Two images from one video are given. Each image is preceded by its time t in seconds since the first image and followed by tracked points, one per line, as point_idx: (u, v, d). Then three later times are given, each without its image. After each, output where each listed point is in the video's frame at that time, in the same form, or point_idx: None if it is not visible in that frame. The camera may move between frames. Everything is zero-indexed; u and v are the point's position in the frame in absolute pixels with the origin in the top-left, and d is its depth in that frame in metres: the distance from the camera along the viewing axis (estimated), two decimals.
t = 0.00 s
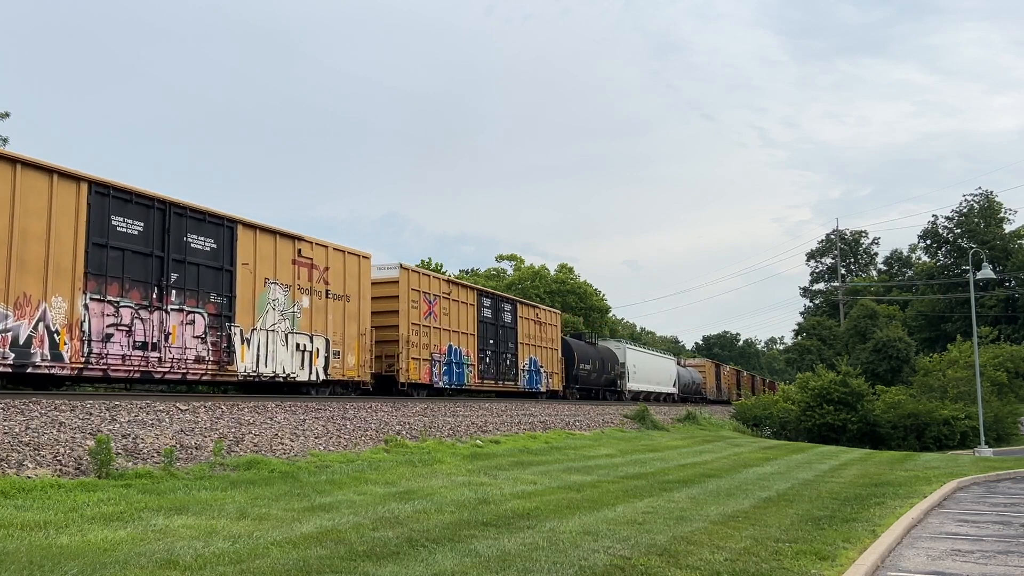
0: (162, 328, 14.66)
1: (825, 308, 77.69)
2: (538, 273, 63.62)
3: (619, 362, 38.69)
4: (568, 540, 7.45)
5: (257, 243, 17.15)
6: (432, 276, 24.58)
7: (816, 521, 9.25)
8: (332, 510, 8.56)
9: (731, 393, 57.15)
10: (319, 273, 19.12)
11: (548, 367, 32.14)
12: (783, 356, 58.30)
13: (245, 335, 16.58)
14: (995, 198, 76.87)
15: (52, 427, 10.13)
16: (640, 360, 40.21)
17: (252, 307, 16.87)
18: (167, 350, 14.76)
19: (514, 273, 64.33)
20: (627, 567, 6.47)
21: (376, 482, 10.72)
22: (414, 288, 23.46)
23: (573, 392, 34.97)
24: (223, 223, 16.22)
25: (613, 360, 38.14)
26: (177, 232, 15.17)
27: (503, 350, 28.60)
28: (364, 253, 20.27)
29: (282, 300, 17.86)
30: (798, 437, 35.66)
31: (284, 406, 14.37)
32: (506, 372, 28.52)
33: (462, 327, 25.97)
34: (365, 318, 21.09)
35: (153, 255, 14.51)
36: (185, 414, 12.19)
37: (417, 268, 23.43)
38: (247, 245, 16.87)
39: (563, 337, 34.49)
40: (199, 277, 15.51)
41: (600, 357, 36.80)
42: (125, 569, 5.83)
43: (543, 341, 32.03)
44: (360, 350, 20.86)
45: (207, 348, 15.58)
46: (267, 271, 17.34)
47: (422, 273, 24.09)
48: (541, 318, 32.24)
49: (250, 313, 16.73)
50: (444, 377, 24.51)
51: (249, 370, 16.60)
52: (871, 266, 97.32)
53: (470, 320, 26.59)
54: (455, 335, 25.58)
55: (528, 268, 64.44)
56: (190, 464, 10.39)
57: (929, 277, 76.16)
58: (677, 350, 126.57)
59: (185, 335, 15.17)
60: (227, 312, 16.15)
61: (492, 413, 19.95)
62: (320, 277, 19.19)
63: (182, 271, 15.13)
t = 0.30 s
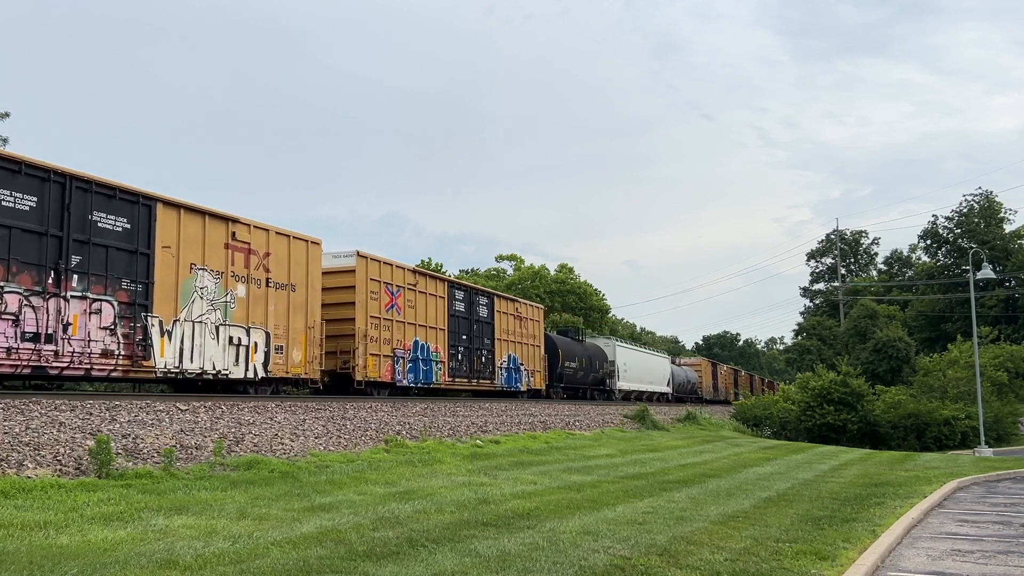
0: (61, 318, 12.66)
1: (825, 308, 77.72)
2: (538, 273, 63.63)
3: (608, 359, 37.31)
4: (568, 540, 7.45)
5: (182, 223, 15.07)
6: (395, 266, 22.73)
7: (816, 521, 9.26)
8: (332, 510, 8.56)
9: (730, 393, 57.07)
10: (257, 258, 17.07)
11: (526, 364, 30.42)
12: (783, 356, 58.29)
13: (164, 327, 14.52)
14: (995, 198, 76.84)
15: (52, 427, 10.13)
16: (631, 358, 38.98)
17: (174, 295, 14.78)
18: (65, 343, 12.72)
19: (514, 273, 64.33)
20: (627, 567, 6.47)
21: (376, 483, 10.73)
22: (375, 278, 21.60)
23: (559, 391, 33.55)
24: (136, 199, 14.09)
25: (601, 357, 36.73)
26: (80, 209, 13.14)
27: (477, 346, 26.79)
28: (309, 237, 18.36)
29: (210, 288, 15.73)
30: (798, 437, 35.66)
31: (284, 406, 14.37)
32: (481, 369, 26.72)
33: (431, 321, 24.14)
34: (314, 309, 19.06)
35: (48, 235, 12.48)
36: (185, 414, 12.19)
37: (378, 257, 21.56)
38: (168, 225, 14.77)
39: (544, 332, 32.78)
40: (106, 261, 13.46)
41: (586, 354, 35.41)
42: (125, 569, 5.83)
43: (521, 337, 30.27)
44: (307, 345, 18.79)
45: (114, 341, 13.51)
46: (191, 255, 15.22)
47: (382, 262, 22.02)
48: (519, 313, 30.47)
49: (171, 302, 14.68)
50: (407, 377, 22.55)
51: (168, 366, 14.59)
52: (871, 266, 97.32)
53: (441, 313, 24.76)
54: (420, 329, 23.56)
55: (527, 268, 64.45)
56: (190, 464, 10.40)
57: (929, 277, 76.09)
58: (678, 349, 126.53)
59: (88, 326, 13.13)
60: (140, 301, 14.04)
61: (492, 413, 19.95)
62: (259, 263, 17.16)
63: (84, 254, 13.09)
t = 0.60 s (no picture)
0: None
1: (825, 308, 77.75)
2: (538, 273, 63.63)
3: (594, 358, 36.01)
4: (568, 540, 7.44)
5: (84, 198, 13.28)
6: (353, 254, 20.90)
7: (816, 521, 9.25)
8: (332, 510, 8.56)
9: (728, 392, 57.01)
10: (181, 241, 15.29)
11: (505, 361, 28.75)
12: (783, 356, 58.32)
13: (61, 317, 12.81)
14: (995, 198, 76.82)
15: (52, 427, 10.14)
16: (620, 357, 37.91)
17: (73, 280, 13.02)
18: None
19: (514, 273, 64.32)
20: (627, 567, 6.46)
21: (376, 482, 10.73)
22: (329, 266, 19.81)
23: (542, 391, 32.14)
24: (27, 169, 12.36)
25: (586, 355, 35.38)
26: None
27: (448, 341, 25.03)
28: (244, 218, 16.60)
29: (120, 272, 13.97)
30: (798, 437, 35.64)
31: (284, 406, 14.37)
32: (451, 366, 24.96)
33: (394, 315, 22.34)
34: (250, 299, 17.22)
35: None
36: (185, 414, 12.19)
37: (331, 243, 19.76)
38: (69, 201, 13.03)
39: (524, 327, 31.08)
40: None
41: (571, 351, 34.04)
42: (125, 569, 5.83)
43: (499, 332, 28.55)
44: (241, 340, 16.95)
45: None
46: (95, 235, 13.45)
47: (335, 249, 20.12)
48: (497, 306, 28.75)
49: (69, 288, 12.90)
50: (366, 374, 20.74)
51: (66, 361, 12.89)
52: (871, 266, 97.35)
53: (405, 306, 22.95)
54: (381, 323, 21.72)
55: (528, 268, 64.45)
56: (190, 464, 10.40)
57: (929, 277, 76.10)
58: (678, 348, 126.41)
59: None
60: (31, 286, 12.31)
61: (492, 413, 19.94)
62: (183, 247, 15.32)
63: None
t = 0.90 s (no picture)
0: None
1: (825, 308, 77.77)
2: (538, 273, 63.54)
3: (578, 356, 34.58)
4: (568, 540, 7.45)
5: None
6: (300, 239, 19.10)
7: (816, 521, 9.26)
8: (332, 510, 8.56)
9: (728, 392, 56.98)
10: (82, 219, 13.42)
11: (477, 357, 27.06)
12: (783, 356, 58.33)
13: None
14: (995, 198, 76.81)
15: (52, 427, 10.13)
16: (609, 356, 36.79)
17: None
18: None
19: (514, 273, 64.26)
20: (627, 567, 6.46)
21: (376, 482, 10.73)
22: (272, 252, 18.05)
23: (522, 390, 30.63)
24: None
25: (570, 352, 33.92)
26: None
27: (412, 336, 23.29)
28: (160, 197, 14.79)
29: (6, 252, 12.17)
30: (798, 437, 35.63)
31: (284, 406, 14.37)
32: (415, 363, 23.25)
33: (348, 306, 20.57)
34: (172, 288, 15.35)
35: None
36: (185, 414, 12.19)
37: (274, 227, 18.00)
38: None
39: (500, 321, 29.37)
40: None
41: (554, 349, 32.52)
42: (125, 569, 5.83)
43: (470, 326, 26.84)
44: (158, 332, 15.10)
45: None
46: None
47: (278, 233, 18.31)
48: (469, 300, 27.01)
49: None
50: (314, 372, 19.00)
51: None
52: (871, 266, 97.35)
53: (362, 297, 21.19)
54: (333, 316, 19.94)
55: (527, 268, 64.36)
56: (190, 464, 10.40)
57: (929, 277, 76.09)
58: (677, 349, 126.12)
59: None
60: None
61: (492, 413, 19.95)
62: (88, 226, 13.51)
63: None
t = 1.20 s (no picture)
0: None
1: (825, 308, 77.78)
2: (538, 272, 63.49)
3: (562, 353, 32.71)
4: (568, 540, 7.44)
5: None
6: (235, 222, 17.27)
7: (816, 521, 9.26)
8: (332, 510, 8.56)
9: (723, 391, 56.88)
10: None
11: (447, 352, 24.95)
12: (783, 356, 58.30)
13: None
14: (996, 198, 76.81)
15: (52, 427, 10.13)
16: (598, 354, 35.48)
17: None
18: None
19: (514, 273, 64.23)
20: (627, 567, 6.46)
21: (377, 483, 10.72)
22: (199, 235, 16.21)
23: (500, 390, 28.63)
24: None
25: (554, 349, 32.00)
26: None
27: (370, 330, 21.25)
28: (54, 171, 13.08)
29: None
30: (798, 437, 35.63)
31: (284, 406, 14.38)
32: (374, 360, 21.26)
33: (293, 297, 18.63)
34: (73, 273, 13.66)
35: None
36: (185, 414, 12.19)
37: (201, 207, 16.19)
38: None
39: (478, 316, 27.17)
40: None
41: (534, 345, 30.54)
42: (125, 569, 5.83)
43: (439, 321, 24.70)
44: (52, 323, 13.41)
45: None
46: None
47: (207, 214, 16.46)
48: (439, 292, 24.87)
49: None
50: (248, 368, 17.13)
51: None
52: (871, 266, 97.36)
53: (310, 287, 19.23)
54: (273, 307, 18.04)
55: (527, 268, 64.33)
56: (190, 464, 10.40)
57: (929, 277, 76.12)
58: (677, 349, 125.98)
59: None
60: None
61: (492, 413, 19.94)
62: None
63: None
